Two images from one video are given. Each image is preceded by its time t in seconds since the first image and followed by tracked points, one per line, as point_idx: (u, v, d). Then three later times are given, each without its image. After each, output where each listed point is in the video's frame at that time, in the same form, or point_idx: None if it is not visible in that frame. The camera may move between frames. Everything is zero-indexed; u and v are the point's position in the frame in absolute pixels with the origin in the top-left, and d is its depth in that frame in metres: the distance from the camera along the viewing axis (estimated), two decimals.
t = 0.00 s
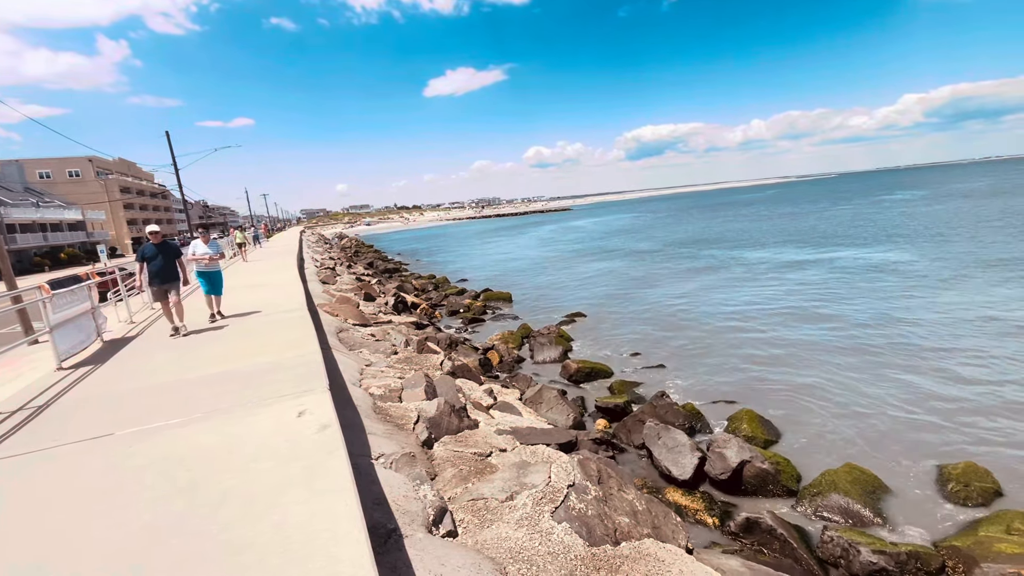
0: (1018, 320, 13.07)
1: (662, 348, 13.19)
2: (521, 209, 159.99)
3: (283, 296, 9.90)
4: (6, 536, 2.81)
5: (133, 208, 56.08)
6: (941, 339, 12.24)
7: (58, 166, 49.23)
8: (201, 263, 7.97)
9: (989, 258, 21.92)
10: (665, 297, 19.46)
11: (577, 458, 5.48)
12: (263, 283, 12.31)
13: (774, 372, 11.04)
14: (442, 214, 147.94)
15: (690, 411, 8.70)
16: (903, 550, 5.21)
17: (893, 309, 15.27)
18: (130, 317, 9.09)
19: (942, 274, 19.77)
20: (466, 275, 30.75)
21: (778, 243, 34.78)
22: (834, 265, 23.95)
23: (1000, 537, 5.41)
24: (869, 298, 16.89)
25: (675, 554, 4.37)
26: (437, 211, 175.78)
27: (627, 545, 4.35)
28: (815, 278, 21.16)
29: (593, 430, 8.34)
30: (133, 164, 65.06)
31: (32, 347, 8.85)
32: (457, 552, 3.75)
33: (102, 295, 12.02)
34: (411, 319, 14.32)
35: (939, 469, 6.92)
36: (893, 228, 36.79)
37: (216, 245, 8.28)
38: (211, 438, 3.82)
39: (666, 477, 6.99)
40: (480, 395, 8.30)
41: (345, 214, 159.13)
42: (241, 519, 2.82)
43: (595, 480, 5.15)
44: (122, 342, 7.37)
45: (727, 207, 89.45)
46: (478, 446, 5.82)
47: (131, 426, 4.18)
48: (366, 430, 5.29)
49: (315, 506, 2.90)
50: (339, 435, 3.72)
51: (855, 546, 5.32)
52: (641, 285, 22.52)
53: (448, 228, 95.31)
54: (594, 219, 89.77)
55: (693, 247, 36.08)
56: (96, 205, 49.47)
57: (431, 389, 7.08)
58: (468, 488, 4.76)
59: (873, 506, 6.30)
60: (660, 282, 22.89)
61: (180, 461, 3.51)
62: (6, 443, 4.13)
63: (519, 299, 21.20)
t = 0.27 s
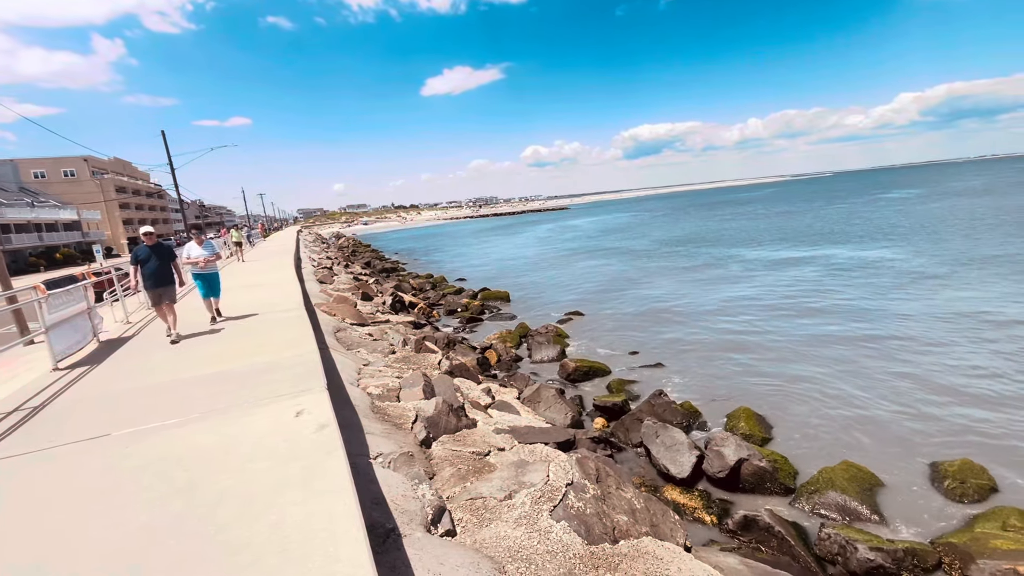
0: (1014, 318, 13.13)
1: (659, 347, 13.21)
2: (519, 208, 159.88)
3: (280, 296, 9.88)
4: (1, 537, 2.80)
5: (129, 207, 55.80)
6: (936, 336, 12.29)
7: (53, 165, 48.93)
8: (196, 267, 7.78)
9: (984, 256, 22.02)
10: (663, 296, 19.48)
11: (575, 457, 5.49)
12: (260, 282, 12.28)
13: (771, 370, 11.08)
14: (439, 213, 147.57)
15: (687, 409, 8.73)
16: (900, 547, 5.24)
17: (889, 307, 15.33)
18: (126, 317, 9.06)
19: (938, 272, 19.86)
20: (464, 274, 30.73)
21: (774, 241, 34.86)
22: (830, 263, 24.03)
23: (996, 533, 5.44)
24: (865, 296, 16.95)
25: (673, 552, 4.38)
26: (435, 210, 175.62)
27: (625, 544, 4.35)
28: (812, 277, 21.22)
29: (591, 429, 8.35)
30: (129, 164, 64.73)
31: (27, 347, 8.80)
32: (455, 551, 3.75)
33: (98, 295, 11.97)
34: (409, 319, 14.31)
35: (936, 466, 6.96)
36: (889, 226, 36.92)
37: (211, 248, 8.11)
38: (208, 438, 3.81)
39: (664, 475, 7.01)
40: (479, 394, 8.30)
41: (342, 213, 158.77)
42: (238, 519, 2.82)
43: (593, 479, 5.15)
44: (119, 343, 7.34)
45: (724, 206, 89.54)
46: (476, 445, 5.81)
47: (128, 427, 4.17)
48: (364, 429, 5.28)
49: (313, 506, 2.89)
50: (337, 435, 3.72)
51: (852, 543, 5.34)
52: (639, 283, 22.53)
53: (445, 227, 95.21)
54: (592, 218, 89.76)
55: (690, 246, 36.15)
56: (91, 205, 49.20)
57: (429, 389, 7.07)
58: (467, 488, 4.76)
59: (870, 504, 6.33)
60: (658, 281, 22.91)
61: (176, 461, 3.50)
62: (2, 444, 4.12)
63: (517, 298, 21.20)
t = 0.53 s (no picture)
0: (1008, 316, 13.21)
1: (656, 345, 13.25)
2: (516, 207, 159.89)
3: (277, 295, 9.86)
4: None
5: (124, 207, 55.50)
6: (931, 334, 12.36)
7: (47, 164, 48.60)
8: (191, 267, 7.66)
9: (977, 255, 22.15)
10: (659, 295, 19.53)
11: (573, 456, 5.50)
12: (256, 282, 12.25)
13: (767, 368, 11.12)
14: (436, 212, 147.33)
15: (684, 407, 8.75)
16: (895, 544, 5.27)
17: (884, 305, 15.40)
18: (121, 317, 9.02)
19: (932, 270, 19.96)
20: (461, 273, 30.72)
21: (770, 240, 34.97)
22: (826, 262, 24.13)
23: (990, 530, 5.47)
24: (860, 295, 17.02)
25: (670, 550, 4.39)
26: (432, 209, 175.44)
27: (623, 542, 4.37)
28: (807, 275, 21.30)
29: (589, 428, 8.36)
30: (124, 163, 64.40)
31: (22, 348, 8.75)
32: (453, 550, 3.75)
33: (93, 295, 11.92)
34: (406, 318, 14.29)
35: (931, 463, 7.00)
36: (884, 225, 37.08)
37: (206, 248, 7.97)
38: (204, 438, 3.80)
39: (661, 474, 7.03)
40: (476, 394, 8.30)
41: (339, 212, 158.39)
42: (236, 519, 2.81)
43: (591, 477, 5.17)
44: (114, 342, 7.31)
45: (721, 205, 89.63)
46: (474, 445, 5.81)
47: (124, 427, 4.15)
48: (361, 429, 5.27)
49: (310, 506, 2.89)
50: (334, 434, 3.71)
51: (848, 540, 5.37)
52: (636, 282, 22.54)
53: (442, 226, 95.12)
54: (589, 217, 89.75)
55: (686, 245, 36.24)
56: (86, 204, 48.91)
57: (426, 388, 7.07)
58: (464, 487, 4.76)
59: (866, 501, 6.37)
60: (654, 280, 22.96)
61: (173, 461, 3.49)
62: None
63: (514, 297, 21.21)
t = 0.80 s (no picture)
0: (1001, 314, 13.30)
1: (652, 344, 13.29)
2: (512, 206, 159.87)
3: (272, 294, 9.84)
4: None
5: (119, 206, 55.21)
6: (924, 333, 12.45)
7: (40, 163, 48.26)
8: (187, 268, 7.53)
9: (971, 254, 22.28)
10: (655, 294, 19.58)
11: (569, 455, 5.52)
12: (252, 281, 12.21)
13: (762, 366, 11.18)
14: (433, 211, 147.18)
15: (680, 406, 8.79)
16: (890, 542, 5.30)
17: (877, 304, 15.49)
18: (116, 317, 8.96)
19: (926, 269, 20.08)
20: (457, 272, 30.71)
21: (766, 239, 35.07)
22: (821, 260, 24.25)
23: (983, 527, 5.50)
24: (855, 293, 17.12)
25: (666, 549, 4.39)
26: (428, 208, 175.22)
27: (619, 541, 4.37)
28: (802, 273, 21.40)
29: (585, 427, 8.37)
30: (118, 162, 64.04)
31: (15, 348, 8.69)
32: (449, 550, 3.76)
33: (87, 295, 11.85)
34: (403, 317, 14.28)
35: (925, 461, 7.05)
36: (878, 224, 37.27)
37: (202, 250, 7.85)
38: (199, 438, 3.79)
39: (657, 472, 7.05)
40: (473, 393, 8.30)
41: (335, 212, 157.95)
42: (231, 519, 2.80)
43: (587, 476, 5.18)
44: (109, 342, 7.27)
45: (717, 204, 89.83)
46: (470, 444, 5.82)
47: (119, 428, 4.13)
48: (357, 428, 5.27)
49: (305, 506, 2.88)
50: (330, 434, 3.70)
51: (842, 538, 5.40)
52: (632, 281, 22.58)
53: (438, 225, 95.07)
54: (586, 216, 89.84)
55: (682, 244, 36.33)
56: (80, 203, 48.61)
57: (423, 387, 7.07)
58: (461, 486, 4.76)
59: (860, 498, 6.41)
60: (650, 279, 23.03)
61: (169, 461, 3.48)
62: None
63: (511, 297, 21.22)
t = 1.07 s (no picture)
0: (993, 313, 13.41)
1: (648, 343, 13.33)
2: (509, 205, 159.77)
3: (268, 294, 9.80)
4: None
5: (113, 205, 54.86)
6: (917, 331, 12.52)
7: (33, 162, 47.89)
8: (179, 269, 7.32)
9: (964, 253, 22.42)
10: (652, 293, 19.62)
11: (566, 454, 5.53)
12: (247, 281, 12.17)
13: (757, 365, 11.23)
14: (430, 210, 146.95)
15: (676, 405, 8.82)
16: (883, 539, 5.35)
17: (872, 303, 15.58)
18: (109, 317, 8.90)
19: (920, 268, 20.20)
20: (453, 272, 30.69)
21: (761, 238, 35.19)
22: (816, 260, 24.36)
23: (976, 524, 5.54)
24: (849, 292, 17.22)
25: (662, 547, 4.40)
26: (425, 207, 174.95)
27: (615, 539, 4.37)
28: (798, 272, 21.48)
29: (581, 426, 8.39)
30: (112, 161, 63.64)
31: (8, 348, 8.64)
32: (446, 549, 3.75)
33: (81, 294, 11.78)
34: (399, 317, 14.27)
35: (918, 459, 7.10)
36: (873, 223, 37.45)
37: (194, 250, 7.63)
38: (194, 438, 3.76)
39: (653, 471, 7.07)
40: (469, 392, 8.30)
41: (331, 211, 157.48)
42: (227, 520, 2.79)
43: (583, 475, 5.19)
44: (103, 342, 7.24)
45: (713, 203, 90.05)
46: (467, 443, 5.82)
47: (112, 428, 4.10)
48: (353, 427, 5.26)
49: (302, 506, 2.88)
50: (326, 434, 3.69)
51: (837, 535, 5.43)
52: (628, 280, 22.62)
53: (435, 224, 94.94)
54: (582, 215, 89.92)
55: (678, 243, 36.42)
56: (74, 202, 48.28)
57: (419, 387, 7.06)
58: (457, 486, 4.76)
59: (855, 496, 6.45)
60: (646, 278, 23.08)
61: (164, 461, 3.47)
62: None
63: (507, 296, 21.23)
